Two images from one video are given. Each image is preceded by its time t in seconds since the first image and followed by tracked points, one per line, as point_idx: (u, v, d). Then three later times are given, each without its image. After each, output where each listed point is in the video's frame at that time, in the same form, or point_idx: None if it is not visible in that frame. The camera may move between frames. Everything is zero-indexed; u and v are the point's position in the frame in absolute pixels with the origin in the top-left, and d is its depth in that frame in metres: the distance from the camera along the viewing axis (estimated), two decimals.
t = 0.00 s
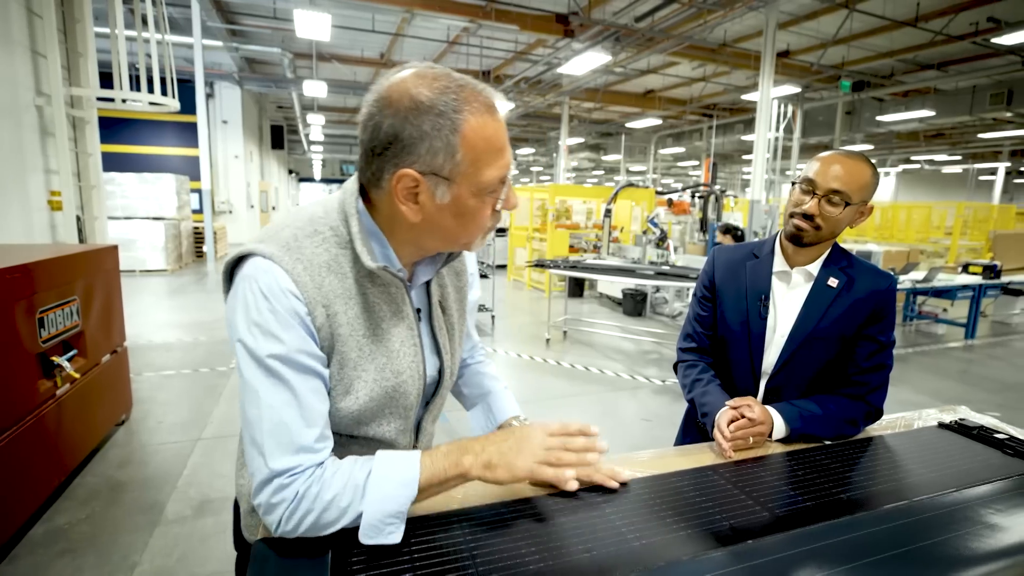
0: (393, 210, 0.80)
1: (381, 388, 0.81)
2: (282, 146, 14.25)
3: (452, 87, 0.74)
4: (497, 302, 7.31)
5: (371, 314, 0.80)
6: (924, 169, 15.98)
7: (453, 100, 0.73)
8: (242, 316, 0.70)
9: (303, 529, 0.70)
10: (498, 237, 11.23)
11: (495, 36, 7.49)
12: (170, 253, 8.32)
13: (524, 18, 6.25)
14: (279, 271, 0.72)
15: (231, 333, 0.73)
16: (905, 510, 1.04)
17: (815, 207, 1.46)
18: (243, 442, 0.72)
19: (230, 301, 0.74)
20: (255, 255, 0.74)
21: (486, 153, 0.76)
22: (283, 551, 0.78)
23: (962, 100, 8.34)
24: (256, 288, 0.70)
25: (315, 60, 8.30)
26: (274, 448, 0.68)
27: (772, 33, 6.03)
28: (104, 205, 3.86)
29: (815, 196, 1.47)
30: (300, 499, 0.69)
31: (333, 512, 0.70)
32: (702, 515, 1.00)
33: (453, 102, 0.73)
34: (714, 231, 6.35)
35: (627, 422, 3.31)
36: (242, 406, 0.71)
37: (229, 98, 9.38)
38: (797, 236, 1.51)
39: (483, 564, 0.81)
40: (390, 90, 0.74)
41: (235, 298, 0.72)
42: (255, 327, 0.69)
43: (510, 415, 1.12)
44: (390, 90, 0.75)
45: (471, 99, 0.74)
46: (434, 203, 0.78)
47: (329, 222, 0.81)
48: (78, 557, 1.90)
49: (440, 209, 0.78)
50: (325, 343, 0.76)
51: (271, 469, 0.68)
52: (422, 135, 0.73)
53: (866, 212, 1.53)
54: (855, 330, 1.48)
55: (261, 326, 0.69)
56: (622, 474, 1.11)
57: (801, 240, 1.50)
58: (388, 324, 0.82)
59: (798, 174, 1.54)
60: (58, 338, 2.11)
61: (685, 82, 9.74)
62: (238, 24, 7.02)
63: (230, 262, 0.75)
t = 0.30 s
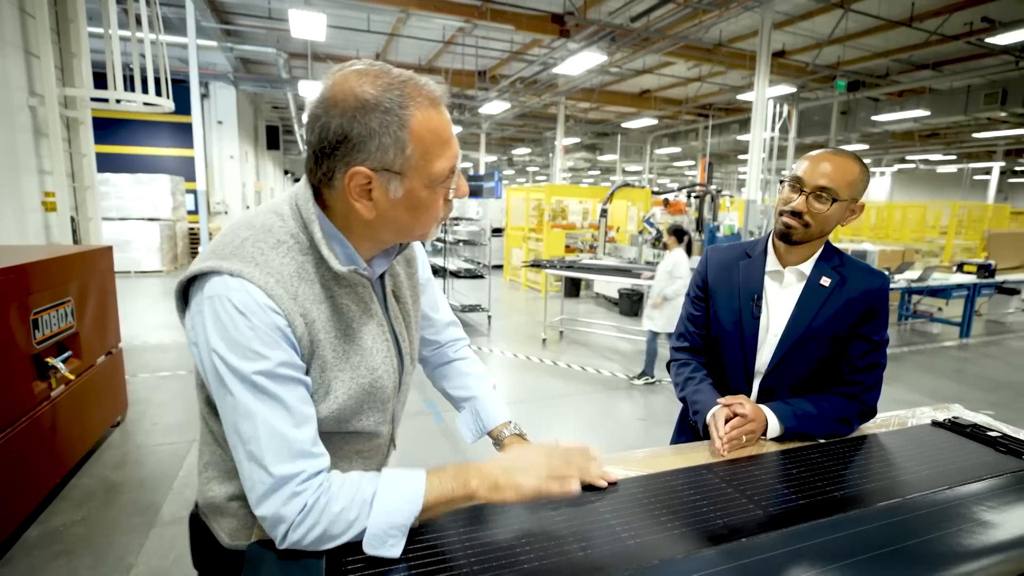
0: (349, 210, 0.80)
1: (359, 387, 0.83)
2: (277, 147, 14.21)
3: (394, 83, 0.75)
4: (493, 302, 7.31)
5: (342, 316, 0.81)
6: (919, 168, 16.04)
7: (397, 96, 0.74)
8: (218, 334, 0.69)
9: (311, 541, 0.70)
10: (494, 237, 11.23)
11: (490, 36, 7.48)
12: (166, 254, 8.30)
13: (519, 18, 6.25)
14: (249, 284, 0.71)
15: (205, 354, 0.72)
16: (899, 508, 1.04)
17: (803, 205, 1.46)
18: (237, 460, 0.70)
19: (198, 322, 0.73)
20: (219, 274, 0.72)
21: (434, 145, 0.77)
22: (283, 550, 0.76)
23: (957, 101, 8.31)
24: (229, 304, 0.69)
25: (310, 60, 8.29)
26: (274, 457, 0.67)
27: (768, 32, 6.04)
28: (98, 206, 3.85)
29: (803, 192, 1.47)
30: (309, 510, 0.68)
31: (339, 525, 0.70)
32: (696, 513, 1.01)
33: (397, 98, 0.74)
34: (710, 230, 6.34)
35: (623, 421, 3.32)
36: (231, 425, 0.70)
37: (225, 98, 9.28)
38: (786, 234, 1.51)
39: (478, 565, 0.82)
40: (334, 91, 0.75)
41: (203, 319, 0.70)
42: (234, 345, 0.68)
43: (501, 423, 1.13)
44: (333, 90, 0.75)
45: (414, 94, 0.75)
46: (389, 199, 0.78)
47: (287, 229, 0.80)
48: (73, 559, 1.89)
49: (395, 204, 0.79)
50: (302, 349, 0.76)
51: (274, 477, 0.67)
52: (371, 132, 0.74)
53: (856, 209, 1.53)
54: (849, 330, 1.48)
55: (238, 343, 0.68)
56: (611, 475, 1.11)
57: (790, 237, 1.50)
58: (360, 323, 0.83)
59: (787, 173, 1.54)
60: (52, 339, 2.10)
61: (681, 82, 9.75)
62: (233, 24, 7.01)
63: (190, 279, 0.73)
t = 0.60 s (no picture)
0: (329, 225, 0.80)
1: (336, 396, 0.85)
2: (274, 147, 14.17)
3: (376, 99, 0.74)
4: (491, 303, 7.31)
5: (321, 327, 0.82)
6: (915, 168, 16.09)
7: (380, 113, 0.74)
8: (199, 346, 0.68)
9: (311, 547, 0.71)
10: (491, 238, 11.22)
11: (487, 35, 7.46)
12: (162, 255, 8.26)
13: (516, 18, 6.24)
14: (228, 297, 0.70)
15: (185, 366, 0.70)
16: (893, 504, 1.05)
17: (796, 204, 1.47)
18: (230, 469, 0.70)
19: (172, 334, 0.71)
20: (199, 287, 0.70)
21: (418, 160, 0.77)
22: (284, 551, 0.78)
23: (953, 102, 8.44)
24: (211, 317, 0.68)
25: (306, 60, 8.26)
26: (274, 464, 0.67)
27: (764, 32, 6.04)
28: (93, 207, 3.83)
29: (796, 192, 1.47)
30: (314, 516, 0.70)
31: (342, 534, 0.73)
32: (692, 512, 1.01)
33: (380, 115, 0.74)
34: (706, 230, 6.29)
35: (621, 421, 3.32)
36: (219, 438, 0.69)
37: (220, 98, 9.27)
38: (779, 233, 1.51)
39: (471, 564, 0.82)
40: (314, 106, 0.74)
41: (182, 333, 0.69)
42: (221, 358, 0.67)
43: (497, 424, 1.14)
44: (314, 105, 0.74)
45: (397, 111, 0.75)
46: (372, 214, 0.78)
47: (261, 241, 0.78)
48: (70, 562, 1.89)
49: (377, 219, 0.78)
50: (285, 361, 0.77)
51: (274, 482, 0.67)
52: (355, 149, 0.73)
53: (850, 208, 1.53)
54: (843, 329, 1.48)
55: (223, 354, 0.67)
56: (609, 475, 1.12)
57: (784, 236, 1.51)
58: (338, 335, 0.85)
59: (780, 173, 1.54)
60: (47, 341, 2.09)
61: (678, 82, 9.75)
62: (229, 24, 6.98)
63: (160, 290, 0.71)
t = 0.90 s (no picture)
0: (355, 233, 0.79)
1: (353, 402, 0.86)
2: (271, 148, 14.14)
3: (409, 109, 0.75)
4: (489, 303, 7.32)
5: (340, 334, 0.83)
6: (912, 168, 16.14)
7: (413, 122, 0.74)
8: (217, 353, 0.67)
9: (308, 554, 0.71)
10: (489, 238, 11.22)
11: (485, 35, 7.46)
12: (158, 256, 8.23)
13: (513, 18, 6.22)
14: (249, 303, 0.70)
15: (198, 372, 0.69)
16: (888, 502, 1.05)
17: (792, 204, 1.47)
18: (233, 478, 0.69)
19: (188, 340, 0.70)
20: (219, 292, 0.69)
21: (448, 171, 0.78)
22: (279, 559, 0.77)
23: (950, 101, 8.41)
24: (231, 325, 0.67)
25: (302, 60, 8.24)
26: (279, 476, 0.67)
27: (761, 32, 6.05)
28: (89, 208, 3.82)
29: (791, 192, 1.48)
30: (311, 527, 0.70)
31: (340, 541, 0.73)
32: (689, 511, 1.01)
33: (412, 124, 0.74)
34: (704, 231, 6.25)
35: (619, 421, 3.33)
36: (226, 446, 0.68)
37: (216, 98, 9.23)
38: (776, 233, 1.51)
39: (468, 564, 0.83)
40: (345, 112, 0.73)
41: (198, 339, 0.68)
42: (237, 365, 0.67)
43: (494, 424, 1.15)
44: (343, 111, 0.73)
45: (428, 121, 0.76)
46: (400, 224, 0.78)
47: (281, 246, 0.78)
48: (66, 564, 1.88)
49: (405, 228, 0.79)
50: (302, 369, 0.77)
51: (276, 496, 0.67)
52: (389, 159, 0.73)
53: (844, 207, 1.54)
54: (839, 327, 1.49)
55: (242, 363, 0.67)
56: (606, 474, 1.12)
57: (780, 236, 1.50)
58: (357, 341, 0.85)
59: (775, 173, 1.54)
60: (43, 342, 2.09)
61: (675, 82, 9.76)
62: (225, 24, 6.95)
63: (180, 295, 0.71)
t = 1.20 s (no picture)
0: (384, 231, 0.79)
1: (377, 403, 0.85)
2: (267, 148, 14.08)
3: (440, 106, 0.76)
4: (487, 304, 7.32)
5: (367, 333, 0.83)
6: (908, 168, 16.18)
7: (443, 119, 0.75)
8: (241, 352, 0.66)
9: (306, 555, 0.71)
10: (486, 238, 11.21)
11: (482, 35, 7.43)
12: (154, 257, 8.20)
13: (510, 17, 6.19)
14: (278, 302, 0.69)
15: (219, 372, 0.69)
16: (883, 500, 1.06)
17: (789, 205, 1.46)
18: (241, 476, 0.69)
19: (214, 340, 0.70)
20: (248, 290, 0.69)
21: (476, 167, 0.78)
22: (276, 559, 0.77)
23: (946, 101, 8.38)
24: (258, 324, 0.66)
25: (298, 60, 8.20)
26: (284, 481, 0.67)
27: (758, 32, 6.04)
28: (84, 208, 3.80)
29: (788, 192, 1.47)
30: (310, 530, 0.70)
31: (337, 543, 0.73)
32: (685, 509, 1.02)
33: (442, 121, 0.75)
34: (701, 230, 6.28)
35: (618, 420, 3.34)
36: (239, 448, 0.68)
37: (212, 98, 9.18)
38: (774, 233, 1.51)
39: (465, 563, 0.83)
40: (376, 111, 0.74)
41: (222, 337, 0.68)
42: (259, 364, 0.66)
43: (494, 422, 1.16)
44: (377, 108, 0.74)
45: (459, 117, 0.77)
46: (429, 220, 0.78)
47: (309, 245, 0.78)
48: (63, 566, 1.88)
49: (433, 225, 0.79)
50: (327, 369, 0.76)
51: (280, 501, 0.67)
52: (421, 156, 0.74)
53: (840, 203, 1.54)
54: (836, 326, 1.49)
55: (265, 363, 0.66)
56: (603, 473, 1.12)
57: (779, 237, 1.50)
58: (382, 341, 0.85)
59: (769, 173, 1.53)
60: (37, 344, 2.08)
61: (673, 82, 9.75)
62: (220, 24, 6.90)
63: (211, 296, 0.70)
